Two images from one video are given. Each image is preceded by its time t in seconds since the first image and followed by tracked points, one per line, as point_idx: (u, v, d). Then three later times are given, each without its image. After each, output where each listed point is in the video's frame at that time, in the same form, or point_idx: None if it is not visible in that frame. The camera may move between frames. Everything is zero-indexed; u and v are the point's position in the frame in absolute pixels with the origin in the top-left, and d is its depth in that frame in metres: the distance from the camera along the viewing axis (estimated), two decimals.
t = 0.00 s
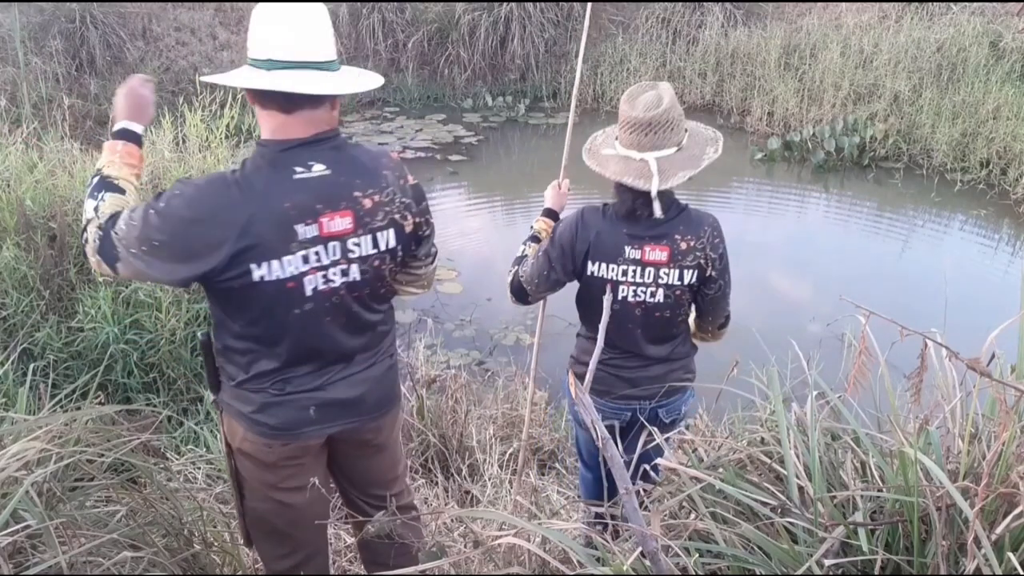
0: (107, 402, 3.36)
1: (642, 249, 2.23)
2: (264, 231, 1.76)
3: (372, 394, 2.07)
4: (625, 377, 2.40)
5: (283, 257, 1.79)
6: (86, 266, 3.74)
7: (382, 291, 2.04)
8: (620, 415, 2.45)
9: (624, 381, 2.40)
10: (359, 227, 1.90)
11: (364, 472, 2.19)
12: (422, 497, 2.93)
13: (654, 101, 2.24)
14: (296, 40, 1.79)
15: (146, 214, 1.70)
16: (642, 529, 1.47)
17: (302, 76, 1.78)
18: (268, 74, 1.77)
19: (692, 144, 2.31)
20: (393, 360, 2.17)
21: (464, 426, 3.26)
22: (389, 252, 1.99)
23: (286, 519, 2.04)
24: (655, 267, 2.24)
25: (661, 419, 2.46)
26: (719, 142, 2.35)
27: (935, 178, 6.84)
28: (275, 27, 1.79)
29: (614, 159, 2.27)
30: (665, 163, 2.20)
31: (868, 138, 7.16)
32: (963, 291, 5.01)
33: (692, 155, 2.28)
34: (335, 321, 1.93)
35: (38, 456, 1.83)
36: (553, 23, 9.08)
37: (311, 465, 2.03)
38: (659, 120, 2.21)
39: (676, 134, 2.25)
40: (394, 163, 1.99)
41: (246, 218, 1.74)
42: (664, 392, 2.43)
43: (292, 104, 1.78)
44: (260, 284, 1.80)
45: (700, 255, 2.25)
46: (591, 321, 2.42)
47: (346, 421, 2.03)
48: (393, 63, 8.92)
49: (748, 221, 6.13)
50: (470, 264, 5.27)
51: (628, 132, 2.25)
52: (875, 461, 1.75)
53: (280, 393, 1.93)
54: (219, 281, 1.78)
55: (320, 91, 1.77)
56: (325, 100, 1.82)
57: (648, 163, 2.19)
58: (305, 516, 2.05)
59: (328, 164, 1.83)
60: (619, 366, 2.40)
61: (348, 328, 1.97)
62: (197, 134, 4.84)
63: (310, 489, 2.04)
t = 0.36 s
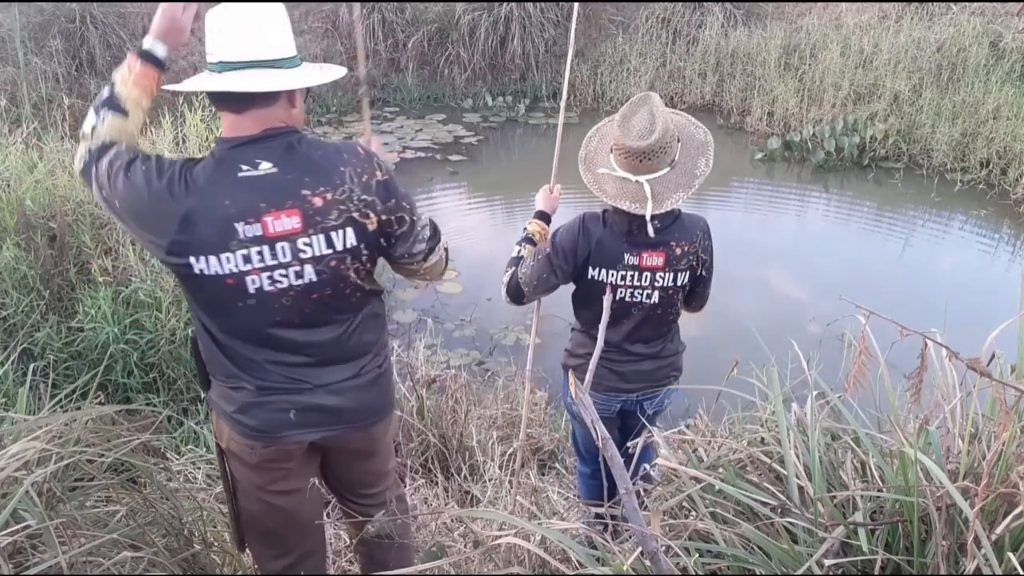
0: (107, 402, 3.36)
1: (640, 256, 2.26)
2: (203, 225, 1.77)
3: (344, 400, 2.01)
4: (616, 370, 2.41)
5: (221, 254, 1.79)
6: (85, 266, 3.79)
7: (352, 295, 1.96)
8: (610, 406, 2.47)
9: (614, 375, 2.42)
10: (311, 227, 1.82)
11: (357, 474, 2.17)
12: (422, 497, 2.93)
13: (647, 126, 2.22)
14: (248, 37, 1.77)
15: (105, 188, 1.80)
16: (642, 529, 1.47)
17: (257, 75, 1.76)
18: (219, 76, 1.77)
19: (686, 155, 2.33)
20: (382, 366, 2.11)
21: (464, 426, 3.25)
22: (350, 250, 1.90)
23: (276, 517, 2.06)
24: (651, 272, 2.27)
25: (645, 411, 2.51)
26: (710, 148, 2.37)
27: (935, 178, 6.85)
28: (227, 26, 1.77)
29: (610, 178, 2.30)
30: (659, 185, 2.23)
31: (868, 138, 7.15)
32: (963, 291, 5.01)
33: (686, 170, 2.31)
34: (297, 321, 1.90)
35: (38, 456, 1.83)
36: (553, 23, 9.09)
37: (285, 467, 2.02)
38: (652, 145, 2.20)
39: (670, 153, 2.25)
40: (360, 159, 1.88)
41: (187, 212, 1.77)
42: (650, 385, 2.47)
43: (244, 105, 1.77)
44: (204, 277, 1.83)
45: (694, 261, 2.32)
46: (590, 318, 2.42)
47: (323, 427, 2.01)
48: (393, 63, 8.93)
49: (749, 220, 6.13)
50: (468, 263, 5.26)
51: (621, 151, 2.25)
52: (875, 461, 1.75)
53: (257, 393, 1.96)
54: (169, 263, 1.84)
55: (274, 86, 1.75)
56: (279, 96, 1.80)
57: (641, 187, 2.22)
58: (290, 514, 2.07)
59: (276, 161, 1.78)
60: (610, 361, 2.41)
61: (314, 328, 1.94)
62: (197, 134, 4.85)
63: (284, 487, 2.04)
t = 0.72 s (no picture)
0: (106, 402, 3.36)
1: (671, 257, 2.27)
2: (188, 204, 1.83)
3: (332, 402, 1.98)
4: (646, 372, 2.40)
5: (203, 236, 1.84)
6: (86, 266, 3.77)
7: (340, 296, 1.93)
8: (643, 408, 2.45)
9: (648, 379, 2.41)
10: (287, 220, 1.81)
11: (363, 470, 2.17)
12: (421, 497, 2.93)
13: (667, 127, 2.23)
14: (262, 27, 1.79)
15: (128, 156, 1.97)
16: (642, 529, 1.47)
17: (263, 63, 1.78)
18: (227, 64, 1.80)
19: (701, 155, 2.33)
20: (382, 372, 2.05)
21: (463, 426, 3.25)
22: (330, 248, 1.85)
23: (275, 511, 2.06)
24: (683, 271, 2.29)
25: (680, 409, 2.50)
26: (722, 150, 2.38)
27: (935, 178, 6.85)
28: (243, 16, 1.80)
29: (630, 180, 2.26)
30: (681, 184, 2.22)
31: (868, 138, 7.15)
32: (964, 292, 5.01)
33: (704, 169, 2.30)
34: (283, 312, 1.91)
35: (38, 456, 1.82)
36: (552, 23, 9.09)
37: (276, 461, 2.01)
38: (672, 145, 2.20)
39: (689, 153, 2.25)
40: (352, 157, 1.84)
41: (177, 191, 1.84)
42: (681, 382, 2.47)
43: (244, 93, 1.81)
44: (191, 257, 1.89)
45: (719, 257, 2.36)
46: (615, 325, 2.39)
47: (313, 428, 1.99)
48: (393, 63, 8.94)
49: (749, 220, 6.14)
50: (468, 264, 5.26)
51: (639, 153, 2.24)
52: (875, 461, 1.75)
53: (250, 384, 1.98)
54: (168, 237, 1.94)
55: (279, 74, 1.78)
56: (281, 88, 1.82)
57: (664, 187, 2.20)
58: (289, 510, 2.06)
59: (262, 152, 1.80)
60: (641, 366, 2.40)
61: (300, 323, 1.93)
62: (197, 134, 4.84)
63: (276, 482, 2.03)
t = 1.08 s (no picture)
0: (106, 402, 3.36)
1: (708, 266, 2.23)
2: (226, 188, 1.88)
3: (340, 403, 1.97)
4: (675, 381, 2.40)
5: (235, 219, 1.88)
6: (86, 266, 3.77)
7: (355, 295, 1.92)
8: (670, 415, 2.46)
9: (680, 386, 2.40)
10: (316, 212, 1.84)
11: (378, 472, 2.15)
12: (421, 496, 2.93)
13: (707, 137, 2.20)
14: (307, 41, 1.83)
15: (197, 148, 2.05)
16: (642, 529, 1.47)
17: (309, 77, 1.82)
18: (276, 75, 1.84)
19: (741, 164, 2.31)
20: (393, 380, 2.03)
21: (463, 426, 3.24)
22: (352, 246, 1.86)
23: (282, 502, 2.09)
24: (719, 281, 2.25)
25: (709, 418, 2.50)
26: (761, 156, 2.37)
27: (935, 178, 6.85)
28: (288, 30, 1.84)
29: (670, 192, 2.22)
30: (722, 194, 2.19)
31: (868, 138, 7.15)
32: (964, 292, 5.01)
33: (745, 178, 2.27)
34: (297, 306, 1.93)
35: (38, 457, 1.82)
36: (553, 23, 9.09)
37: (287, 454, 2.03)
38: (714, 155, 2.17)
39: (730, 162, 2.22)
40: (386, 165, 1.87)
41: (218, 173, 1.89)
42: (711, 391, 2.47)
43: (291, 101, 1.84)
44: (223, 241, 1.93)
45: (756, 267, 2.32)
46: (650, 333, 2.37)
47: (322, 428, 1.99)
48: (393, 63, 8.94)
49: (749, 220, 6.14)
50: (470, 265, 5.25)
51: (679, 163, 2.21)
52: (875, 461, 1.75)
53: (266, 375, 1.99)
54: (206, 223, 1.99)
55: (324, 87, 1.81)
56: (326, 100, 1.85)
57: (705, 197, 2.17)
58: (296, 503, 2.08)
59: (301, 147, 1.83)
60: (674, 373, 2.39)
61: (315, 317, 1.94)
62: (198, 134, 4.84)
63: (281, 473, 2.04)
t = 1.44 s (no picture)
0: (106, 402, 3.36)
1: (728, 269, 2.25)
2: (318, 175, 2.03)
3: (385, 386, 2.02)
4: (689, 381, 2.41)
5: (320, 201, 2.01)
6: (85, 266, 3.77)
7: (408, 285, 1.99)
8: (681, 415, 2.48)
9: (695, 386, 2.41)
10: (384, 206, 1.94)
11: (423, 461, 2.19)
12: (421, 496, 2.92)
13: (728, 139, 2.18)
14: (404, 62, 1.96)
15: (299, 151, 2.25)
16: (642, 529, 1.47)
17: (402, 96, 1.96)
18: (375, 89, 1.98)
19: (759, 165, 2.30)
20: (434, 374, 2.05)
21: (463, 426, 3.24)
22: (409, 242, 1.94)
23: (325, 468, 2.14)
24: (738, 282, 2.27)
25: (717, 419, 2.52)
26: (778, 157, 2.36)
27: (935, 178, 6.85)
28: (391, 51, 1.97)
29: (687, 193, 2.21)
30: (740, 197, 2.19)
31: (868, 138, 7.15)
32: (964, 291, 5.01)
33: (762, 180, 2.27)
34: (357, 287, 2.00)
35: (38, 457, 1.82)
36: (553, 23, 9.09)
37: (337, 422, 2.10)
38: (733, 158, 2.16)
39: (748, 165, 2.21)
40: (456, 180, 1.96)
41: (316, 162, 2.05)
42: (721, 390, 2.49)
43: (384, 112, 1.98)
44: (306, 220, 2.06)
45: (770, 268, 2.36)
46: (667, 333, 2.37)
47: (366, 404, 2.03)
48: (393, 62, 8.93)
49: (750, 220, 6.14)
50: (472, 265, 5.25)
51: (699, 165, 2.20)
52: (875, 461, 1.75)
53: (326, 346, 2.07)
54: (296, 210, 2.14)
55: (417, 105, 1.95)
56: (417, 116, 1.98)
57: (723, 199, 2.17)
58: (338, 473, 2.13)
59: (385, 149, 1.97)
60: (688, 373, 2.40)
61: (370, 300, 2.00)
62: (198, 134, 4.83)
63: (334, 443, 2.10)
